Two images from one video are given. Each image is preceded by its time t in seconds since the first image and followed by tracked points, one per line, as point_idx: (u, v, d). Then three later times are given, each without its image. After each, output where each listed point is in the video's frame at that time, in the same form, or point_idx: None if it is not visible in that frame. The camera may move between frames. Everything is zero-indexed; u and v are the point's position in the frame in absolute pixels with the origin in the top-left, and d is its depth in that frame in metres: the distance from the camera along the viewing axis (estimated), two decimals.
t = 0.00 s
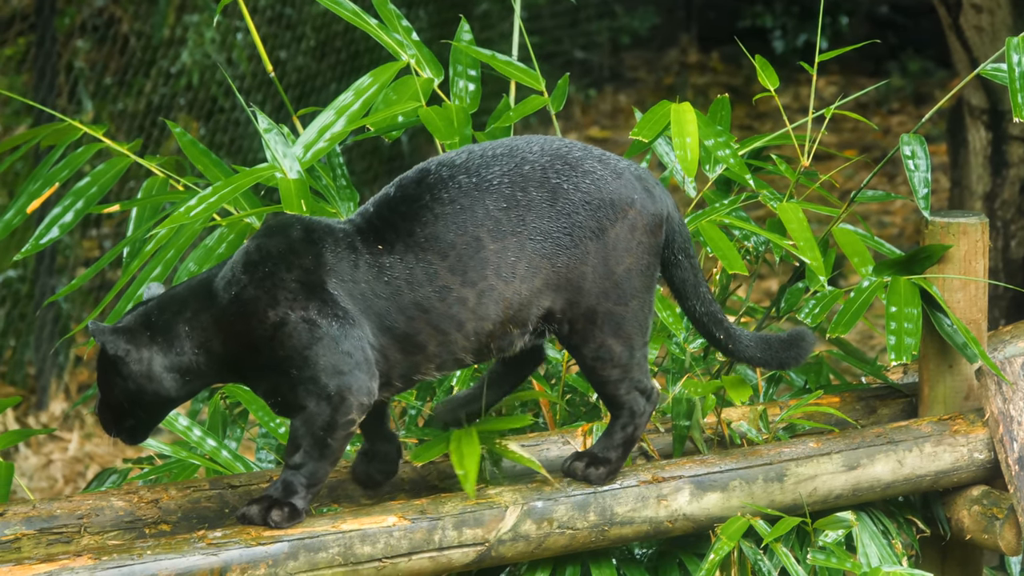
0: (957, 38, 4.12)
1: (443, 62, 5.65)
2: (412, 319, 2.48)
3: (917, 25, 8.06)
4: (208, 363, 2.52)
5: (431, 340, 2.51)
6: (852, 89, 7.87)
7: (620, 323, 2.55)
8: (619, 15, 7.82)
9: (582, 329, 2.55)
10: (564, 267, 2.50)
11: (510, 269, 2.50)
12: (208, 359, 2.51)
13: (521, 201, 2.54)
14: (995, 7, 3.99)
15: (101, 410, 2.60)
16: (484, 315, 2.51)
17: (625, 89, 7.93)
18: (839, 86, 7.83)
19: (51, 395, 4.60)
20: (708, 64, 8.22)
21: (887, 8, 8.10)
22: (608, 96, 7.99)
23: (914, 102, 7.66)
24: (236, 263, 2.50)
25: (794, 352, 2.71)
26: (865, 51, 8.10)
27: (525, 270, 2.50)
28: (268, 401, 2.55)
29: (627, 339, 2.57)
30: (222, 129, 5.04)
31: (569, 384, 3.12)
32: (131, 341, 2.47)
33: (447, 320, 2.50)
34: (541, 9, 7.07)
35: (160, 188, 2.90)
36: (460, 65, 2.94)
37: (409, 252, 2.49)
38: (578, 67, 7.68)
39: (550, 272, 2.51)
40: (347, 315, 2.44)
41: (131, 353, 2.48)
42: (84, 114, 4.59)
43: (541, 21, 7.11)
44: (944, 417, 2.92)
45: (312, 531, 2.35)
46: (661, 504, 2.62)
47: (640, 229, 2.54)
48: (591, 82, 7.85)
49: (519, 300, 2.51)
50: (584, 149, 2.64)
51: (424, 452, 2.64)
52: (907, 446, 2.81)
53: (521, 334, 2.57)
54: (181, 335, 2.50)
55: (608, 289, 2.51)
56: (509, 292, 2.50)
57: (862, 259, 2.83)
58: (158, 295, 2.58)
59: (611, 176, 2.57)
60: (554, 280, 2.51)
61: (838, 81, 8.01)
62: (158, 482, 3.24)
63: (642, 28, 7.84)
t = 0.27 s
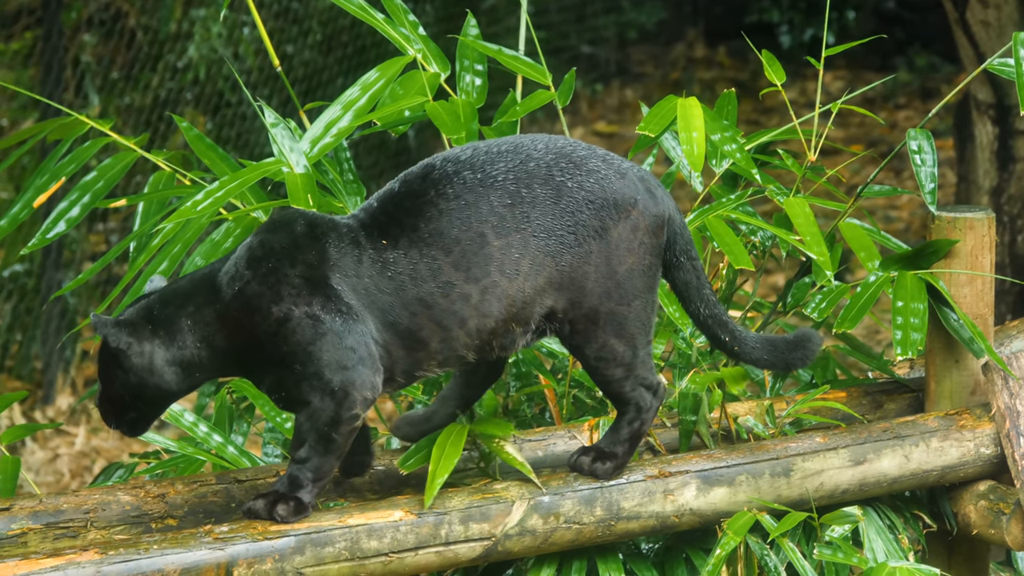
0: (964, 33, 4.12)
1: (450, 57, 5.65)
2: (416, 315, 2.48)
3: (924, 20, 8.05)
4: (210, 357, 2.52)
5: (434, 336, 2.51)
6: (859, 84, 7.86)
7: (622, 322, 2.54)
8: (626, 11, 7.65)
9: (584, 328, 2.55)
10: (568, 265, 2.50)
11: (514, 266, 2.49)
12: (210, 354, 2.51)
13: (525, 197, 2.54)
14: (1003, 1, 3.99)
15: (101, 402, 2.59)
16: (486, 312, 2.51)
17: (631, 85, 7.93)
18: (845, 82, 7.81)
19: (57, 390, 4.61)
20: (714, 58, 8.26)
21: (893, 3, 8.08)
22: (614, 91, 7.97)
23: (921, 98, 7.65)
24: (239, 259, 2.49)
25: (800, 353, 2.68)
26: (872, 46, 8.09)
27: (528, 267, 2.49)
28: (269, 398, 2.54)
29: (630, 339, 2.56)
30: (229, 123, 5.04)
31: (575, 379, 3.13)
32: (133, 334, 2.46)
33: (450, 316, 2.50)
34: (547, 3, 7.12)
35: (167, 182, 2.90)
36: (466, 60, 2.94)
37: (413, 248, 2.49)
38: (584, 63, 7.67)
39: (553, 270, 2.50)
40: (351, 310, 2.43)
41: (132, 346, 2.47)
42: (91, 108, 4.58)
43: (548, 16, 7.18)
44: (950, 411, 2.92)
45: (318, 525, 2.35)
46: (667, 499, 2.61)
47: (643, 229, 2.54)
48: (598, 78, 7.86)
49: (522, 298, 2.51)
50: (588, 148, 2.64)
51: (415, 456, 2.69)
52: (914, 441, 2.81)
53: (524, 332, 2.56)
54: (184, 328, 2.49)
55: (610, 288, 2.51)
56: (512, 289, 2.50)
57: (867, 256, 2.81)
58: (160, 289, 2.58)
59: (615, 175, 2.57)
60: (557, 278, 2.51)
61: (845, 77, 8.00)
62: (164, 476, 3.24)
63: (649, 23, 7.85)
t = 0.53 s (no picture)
0: (969, 29, 4.12)
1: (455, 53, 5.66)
2: (416, 313, 2.48)
3: (929, 16, 8.04)
4: (208, 352, 2.51)
5: (434, 334, 2.51)
6: (864, 80, 7.86)
7: (622, 321, 2.54)
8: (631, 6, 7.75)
9: (584, 327, 2.55)
10: (568, 263, 2.50)
11: (514, 264, 2.49)
12: (209, 349, 2.50)
13: (526, 195, 2.54)
14: None
15: (98, 393, 2.59)
16: (486, 310, 2.51)
17: (637, 80, 7.93)
18: (850, 78, 7.81)
19: (62, 386, 4.62)
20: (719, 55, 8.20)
21: None
22: (620, 87, 7.98)
23: (926, 94, 7.65)
24: (241, 255, 2.49)
25: (810, 355, 2.65)
26: (877, 42, 8.09)
27: (529, 265, 2.49)
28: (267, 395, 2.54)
29: (630, 338, 2.56)
30: (234, 119, 5.04)
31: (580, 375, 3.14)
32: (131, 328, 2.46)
33: (450, 314, 2.50)
34: None
35: (172, 178, 2.90)
36: (472, 56, 2.94)
37: (414, 245, 2.49)
38: (590, 59, 7.67)
39: (553, 268, 2.50)
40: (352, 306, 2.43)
41: (130, 339, 2.47)
42: (96, 104, 4.59)
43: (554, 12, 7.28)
44: (955, 408, 2.93)
45: (323, 521, 2.34)
46: (673, 495, 2.61)
47: (641, 229, 2.55)
48: (603, 73, 7.87)
49: (522, 296, 2.51)
50: (588, 148, 2.64)
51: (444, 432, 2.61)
52: (919, 437, 2.81)
53: (523, 331, 2.56)
54: (183, 322, 2.49)
55: (610, 287, 2.51)
56: (512, 286, 2.50)
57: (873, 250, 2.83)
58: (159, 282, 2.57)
59: (614, 175, 2.58)
60: (557, 276, 2.51)
61: (850, 73, 8.00)
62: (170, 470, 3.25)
63: (654, 19, 7.86)
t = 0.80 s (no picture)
0: (973, 25, 4.12)
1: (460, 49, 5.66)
2: (414, 308, 2.48)
3: (934, 12, 8.03)
4: (204, 345, 2.51)
5: (431, 330, 2.50)
6: (869, 76, 7.85)
7: (620, 315, 2.54)
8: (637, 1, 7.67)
9: (582, 321, 2.55)
10: (565, 258, 2.51)
11: (511, 259, 2.50)
12: (205, 342, 2.50)
13: (522, 191, 2.54)
14: None
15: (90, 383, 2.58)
16: (484, 305, 2.51)
17: (641, 76, 7.93)
18: (854, 74, 7.81)
19: (66, 381, 4.62)
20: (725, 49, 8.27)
21: None
22: (625, 82, 7.98)
23: (930, 90, 7.64)
24: (240, 249, 2.48)
25: (814, 349, 2.55)
26: (882, 38, 8.08)
27: (526, 261, 2.50)
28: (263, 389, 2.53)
29: (629, 332, 2.57)
30: (238, 115, 5.06)
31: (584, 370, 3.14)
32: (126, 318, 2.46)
33: (448, 309, 2.49)
34: None
35: (176, 173, 2.90)
36: (476, 51, 2.95)
37: (411, 240, 2.49)
38: (595, 54, 7.67)
39: (551, 263, 2.50)
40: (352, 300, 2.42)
41: (124, 329, 2.46)
42: (100, 99, 4.59)
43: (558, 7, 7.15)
44: (959, 404, 2.92)
45: (327, 517, 2.34)
46: (676, 491, 2.61)
47: (636, 223, 2.56)
48: (608, 69, 7.88)
49: (521, 291, 2.51)
50: (582, 143, 2.65)
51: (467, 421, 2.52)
52: (923, 433, 2.81)
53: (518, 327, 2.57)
54: (179, 314, 2.49)
55: (607, 281, 2.52)
56: (510, 282, 2.50)
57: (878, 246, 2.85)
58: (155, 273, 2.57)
59: (610, 169, 2.58)
60: (555, 271, 2.51)
61: (854, 68, 7.99)
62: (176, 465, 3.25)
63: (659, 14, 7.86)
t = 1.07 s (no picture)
0: (980, 23, 4.13)
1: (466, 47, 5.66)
2: (412, 304, 2.47)
3: (940, 10, 8.03)
4: (199, 339, 2.48)
5: (430, 326, 2.50)
6: (875, 74, 7.85)
7: (619, 309, 2.54)
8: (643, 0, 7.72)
9: (582, 316, 2.55)
10: (562, 253, 2.50)
11: (507, 256, 2.49)
12: (200, 336, 2.48)
13: (515, 187, 2.54)
14: None
15: (81, 373, 2.57)
16: (481, 301, 2.50)
17: (648, 73, 7.94)
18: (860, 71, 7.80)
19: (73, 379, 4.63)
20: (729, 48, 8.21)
21: None
22: (631, 79, 7.99)
23: (936, 88, 7.64)
24: (239, 244, 2.46)
25: (817, 335, 2.63)
26: (888, 36, 8.08)
27: (522, 256, 2.49)
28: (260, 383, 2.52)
29: (629, 325, 2.56)
30: (245, 112, 5.07)
31: (590, 368, 3.15)
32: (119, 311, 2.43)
33: (446, 305, 2.49)
34: None
35: (183, 171, 2.91)
36: (483, 49, 2.95)
37: (406, 237, 2.49)
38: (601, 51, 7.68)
39: (547, 258, 2.50)
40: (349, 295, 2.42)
41: (116, 321, 2.44)
42: (107, 97, 4.60)
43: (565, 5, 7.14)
44: (966, 401, 2.92)
45: (334, 514, 2.33)
46: (684, 489, 2.61)
47: (632, 214, 2.56)
48: (614, 66, 7.89)
49: (518, 286, 2.51)
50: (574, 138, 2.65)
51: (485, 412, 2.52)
52: (930, 431, 2.81)
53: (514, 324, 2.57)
54: (174, 307, 2.47)
55: (605, 274, 2.52)
56: (507, 278, 2.50)
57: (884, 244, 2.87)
58: (149, 265, 2.54)
59: (602, 163, 2.58)
60: (553, 266, 2.51)
61: (861, 66, 7.99)
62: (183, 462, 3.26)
63: (665, 12, 7.87)
